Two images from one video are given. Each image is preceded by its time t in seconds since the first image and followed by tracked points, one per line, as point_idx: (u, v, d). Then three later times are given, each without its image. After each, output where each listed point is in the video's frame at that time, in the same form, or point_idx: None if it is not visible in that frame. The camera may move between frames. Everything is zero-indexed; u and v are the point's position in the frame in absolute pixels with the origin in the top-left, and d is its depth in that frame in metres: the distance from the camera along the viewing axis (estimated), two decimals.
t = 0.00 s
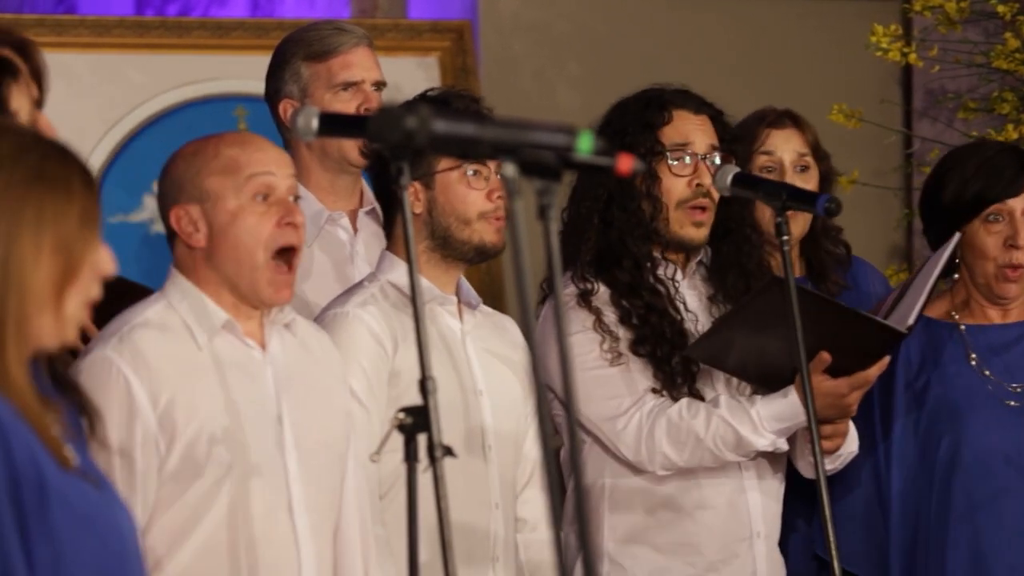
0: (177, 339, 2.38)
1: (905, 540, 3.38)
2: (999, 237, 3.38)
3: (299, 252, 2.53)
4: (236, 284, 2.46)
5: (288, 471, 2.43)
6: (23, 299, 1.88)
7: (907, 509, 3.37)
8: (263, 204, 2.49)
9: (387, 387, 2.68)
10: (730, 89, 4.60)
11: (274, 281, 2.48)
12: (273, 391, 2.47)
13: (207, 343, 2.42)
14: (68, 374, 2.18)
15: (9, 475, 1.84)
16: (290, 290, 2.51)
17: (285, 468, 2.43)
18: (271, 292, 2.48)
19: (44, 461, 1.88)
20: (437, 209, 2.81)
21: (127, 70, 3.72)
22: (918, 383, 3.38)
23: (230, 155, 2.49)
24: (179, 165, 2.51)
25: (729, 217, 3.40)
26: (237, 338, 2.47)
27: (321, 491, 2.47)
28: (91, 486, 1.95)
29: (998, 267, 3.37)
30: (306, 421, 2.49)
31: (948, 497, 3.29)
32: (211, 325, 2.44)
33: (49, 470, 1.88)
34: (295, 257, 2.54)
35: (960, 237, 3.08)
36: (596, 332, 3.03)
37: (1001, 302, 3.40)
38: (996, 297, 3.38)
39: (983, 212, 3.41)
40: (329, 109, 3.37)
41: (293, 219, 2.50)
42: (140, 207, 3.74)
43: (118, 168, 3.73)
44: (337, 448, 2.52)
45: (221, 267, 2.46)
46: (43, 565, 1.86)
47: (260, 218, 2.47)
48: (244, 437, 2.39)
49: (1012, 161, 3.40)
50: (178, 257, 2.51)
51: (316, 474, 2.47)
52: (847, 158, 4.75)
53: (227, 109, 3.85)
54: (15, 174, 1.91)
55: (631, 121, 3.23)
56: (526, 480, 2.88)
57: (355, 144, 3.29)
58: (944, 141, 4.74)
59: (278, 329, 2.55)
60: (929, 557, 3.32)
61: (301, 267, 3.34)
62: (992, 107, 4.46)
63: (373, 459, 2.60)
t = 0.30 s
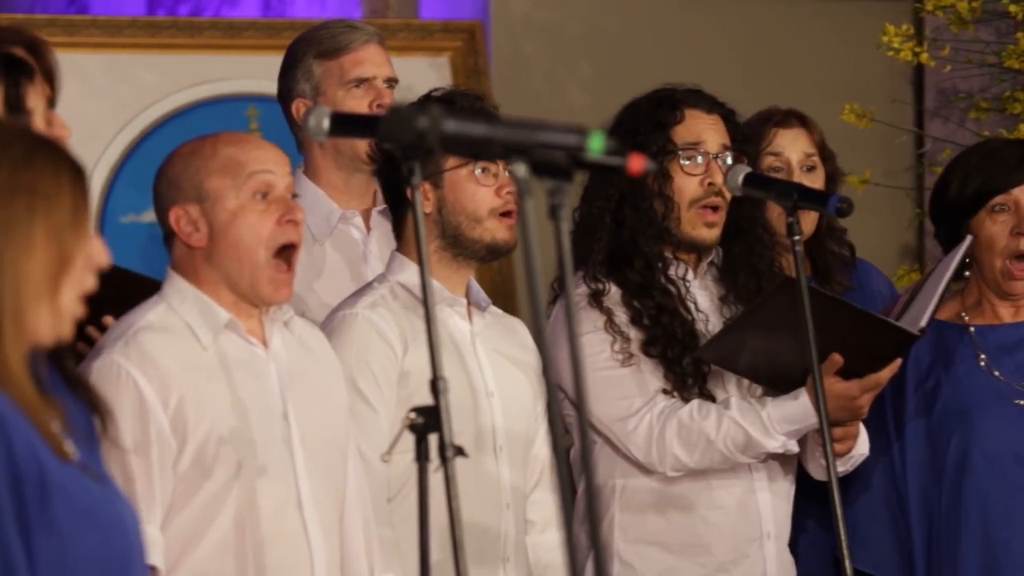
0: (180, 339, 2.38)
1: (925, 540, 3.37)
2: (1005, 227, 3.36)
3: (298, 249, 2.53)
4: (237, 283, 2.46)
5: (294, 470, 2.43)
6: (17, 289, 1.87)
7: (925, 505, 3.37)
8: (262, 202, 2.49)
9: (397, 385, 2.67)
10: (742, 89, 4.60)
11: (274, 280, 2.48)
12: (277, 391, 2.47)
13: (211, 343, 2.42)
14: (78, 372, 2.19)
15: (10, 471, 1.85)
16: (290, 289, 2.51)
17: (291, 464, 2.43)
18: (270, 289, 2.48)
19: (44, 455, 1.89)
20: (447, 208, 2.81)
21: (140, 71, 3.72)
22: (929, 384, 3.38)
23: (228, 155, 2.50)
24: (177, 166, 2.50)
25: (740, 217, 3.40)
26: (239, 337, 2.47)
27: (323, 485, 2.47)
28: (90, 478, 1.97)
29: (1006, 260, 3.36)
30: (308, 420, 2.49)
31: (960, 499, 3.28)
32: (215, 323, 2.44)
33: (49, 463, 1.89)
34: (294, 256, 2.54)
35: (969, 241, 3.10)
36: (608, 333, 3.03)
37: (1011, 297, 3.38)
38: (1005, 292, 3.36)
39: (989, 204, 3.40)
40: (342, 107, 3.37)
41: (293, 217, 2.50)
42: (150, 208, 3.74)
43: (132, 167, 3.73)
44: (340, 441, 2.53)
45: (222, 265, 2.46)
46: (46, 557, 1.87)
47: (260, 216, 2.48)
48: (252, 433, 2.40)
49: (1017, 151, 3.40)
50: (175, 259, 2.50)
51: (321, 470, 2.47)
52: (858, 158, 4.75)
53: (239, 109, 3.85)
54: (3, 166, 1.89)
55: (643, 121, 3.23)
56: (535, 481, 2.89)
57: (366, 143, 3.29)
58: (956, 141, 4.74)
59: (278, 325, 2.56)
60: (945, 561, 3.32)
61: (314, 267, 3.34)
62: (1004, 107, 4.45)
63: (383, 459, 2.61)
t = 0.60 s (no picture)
0: (179, 343, 2.38)
1: (930, 537, 3.37)
2: (1013, 223, 3.36)
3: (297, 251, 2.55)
4: (241, 286, 2.47)
5: (294, 471, 2.44)
6: (22, 285, 1.85)
7: (931, 504, 3.38)
8: (268, 205, 2.50)
9: (406, 386, 2.67)
10: (754, 88, 4.59)
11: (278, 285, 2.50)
12: (274, 389, 2.48)
13: (208, 346, 2.41)
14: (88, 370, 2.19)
15: (21, 466, 1.83)
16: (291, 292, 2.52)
17: (291, 467, 2.44)
18: (272, 293, 2.49)
19: (54, 452, 1.87)
20: (455, 207, 2.81)
21: (152, 70, 3.72)
22: (937, 385, 3.37)
23: (231, 157, 2.51)
24: (178, 167, 2.51)
25: (753, 216, 3.40)
26: (237, 340, 2.48)
27: (323, 485, 2.47)
28: (100, 475, 1.96)
29: (1013, 257, 3.35)
30: (307, 420, 2.49)
31: (965, 500, 3.29)
32: (212, 328, 2.44)
33: (60, 460, 1.87)
34: (293, 260, 2.55)
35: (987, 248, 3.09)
36: (620, 333, 3.03)
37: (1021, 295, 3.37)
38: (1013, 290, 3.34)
39: (998, 201, 3.39)
40: (353, 105, 3.37)
41: (297, 220, 2.52)
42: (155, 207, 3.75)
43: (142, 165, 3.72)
44: (337, 437, 2.53)
45: (225, 267, 2.46)
46: (57, 551, 1.86)
47: (267, 218, 2.49)
48: (257, 437, 2.41)
49: None
50: (174, 261, 2.50)
51: (319, 469, 2.48)
52: (869, 158, 4.74)
53: (250, 109, 3.85)
54: (2, 165, 1.88)
55: (656, 119, 3.23)
56: (545, 480, 2.89)
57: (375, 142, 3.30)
58: (967, 140, 4.72)
59: (275, 328, 2.56)
60: (948, 560, 3.33)
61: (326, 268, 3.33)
62: (1016, 106, 4.44)
63: (394, 458, 2.61)
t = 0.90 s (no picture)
0: (187, 341, 2.39)
1: (930, 535, 3.37)
2: None
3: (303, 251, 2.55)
4: (247, 286, 2.47)
5: (302, 468, 2.44)
6: (43, 284, 1.84)
7: (932, 505, 3.37)
8: (272, 204, 2.50)
9: (415, 387, 2.68)
10: (766, 88, 4.59)
11: (281, 282, 2.49)
12: (282, 387, 2.47)
13: (217, 342, 2.42)
14: (99, 367, 2.19)
15: (42, 467, 1.81)
16: (296, 292, 2.52)
17: (299, 464, 2.44)
18: (277, 293, 2.49)
19: (74, 452, 1.85)
20: (464, 207, 2.81)
21: (162, 70, 3.72)
22: (947, 384, 3.38)
23: (237, 156, 2.51)
24: (181, 167, 2.51)
25: (768, 217, 3.38)
26: (247, 337, 2.48)
27: (331, 483, 2.47)
28: (116, 474, 1.93)
29: None
30: (315, 419, 2.49)
31: (967, 502, 3.28)
32: (220, 323, 2.44)
33: (79, 461, 1.85)
34: (298, 259, 2.55)
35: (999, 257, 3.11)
36: (632, 333, 3.03)
37: None
38: None
39: (1010, 200, 3.37)
40: (368, 107, 3.37)
41: (302, 218, 2.52)
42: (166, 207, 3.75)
43: (154, 164, 3.71)
44: (345, 435, 2.53)
45: (233, 267, 2.46)
46: (75, 550, 1.83)
47: (271, 217, 2.49)
48: (270, 433, 2.41)
49: None
50: (180, 260, 2.50)
51: (329, 470, 2.48)
52: (880, 158, 4.73)
53: (261, 109, 3.85)
54: (19, 164, 1.86)
55: (671, 118, 3.23)
56: (553, 480, 2.89)
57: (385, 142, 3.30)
58: (979, 140, 4.68)
59: (284, 325, 2.56)
60: (948, 563, 3.32)
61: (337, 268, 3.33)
62: None
63: (404, 459, 2.61)
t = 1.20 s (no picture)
0: (209, 340, 2.39)
1: (942, 539, 3.36)
2: None
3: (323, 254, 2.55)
4: (274, 290, 2.47)
5: (323, 468, 2.44)
6: (68, 285, 1.81)
7: (946, 516, 3.36)
8: (294, 206, 2.50)
9: (428, 387, 2.67)
10: (780, 88, 4.59)
11: (302, 284, 2.49)
12: (303, 389, 2.47)
13: (238, 343, 2.42)
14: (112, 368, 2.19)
15: (68, 468, 1.77)
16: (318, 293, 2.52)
17: (320, 464, 2.44)
18: (299, 297, 2.49)
19: (100, 454, 1.81)
20: (477, 208, 2.81)
21: (175, 69, 3.72)
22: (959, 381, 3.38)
23: (259, 158, 2.51)
24: (204, 166, 2.51)
25: (786, 217, 3.39)
26: (265, 338, 2.48)
27: (352, 483, 2.47)
28: (140, 476, 1.89)
29: None
30: (335, 421, 2.49)
31: (979, 499, 3.28)
32: (242, 325, 2.44)
33: (106, 463, 1.81)
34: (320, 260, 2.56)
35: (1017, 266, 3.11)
36: (647, 333, 3.03)
37: None
38: None
39: None
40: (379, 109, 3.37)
41: (324, 221, 2.52)
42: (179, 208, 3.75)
43: (168, 164, 3.72)
44: (365, 440, 2.53)
45: (251, 268, 2.46)
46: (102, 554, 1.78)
47: (292, 220, 2.49)
48: (288, 432, 2.41)
49: None
50: (203, 263, 2.51)
51: (349, 471, 2.48)
52: (893, 158, 4.73)
53: (274, 109, 3.85)
54: (40, 165, 1.82)
55: (689, 117, 3.23)
56: (566, 481, 2.89)
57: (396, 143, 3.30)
58: (992, 140, 4.70)
59: (305, 327, 2.57)
60: (960, 563, 3.31)
61: (349, 269, 3.33)
62: None
63: (416, 459, 2.61)
